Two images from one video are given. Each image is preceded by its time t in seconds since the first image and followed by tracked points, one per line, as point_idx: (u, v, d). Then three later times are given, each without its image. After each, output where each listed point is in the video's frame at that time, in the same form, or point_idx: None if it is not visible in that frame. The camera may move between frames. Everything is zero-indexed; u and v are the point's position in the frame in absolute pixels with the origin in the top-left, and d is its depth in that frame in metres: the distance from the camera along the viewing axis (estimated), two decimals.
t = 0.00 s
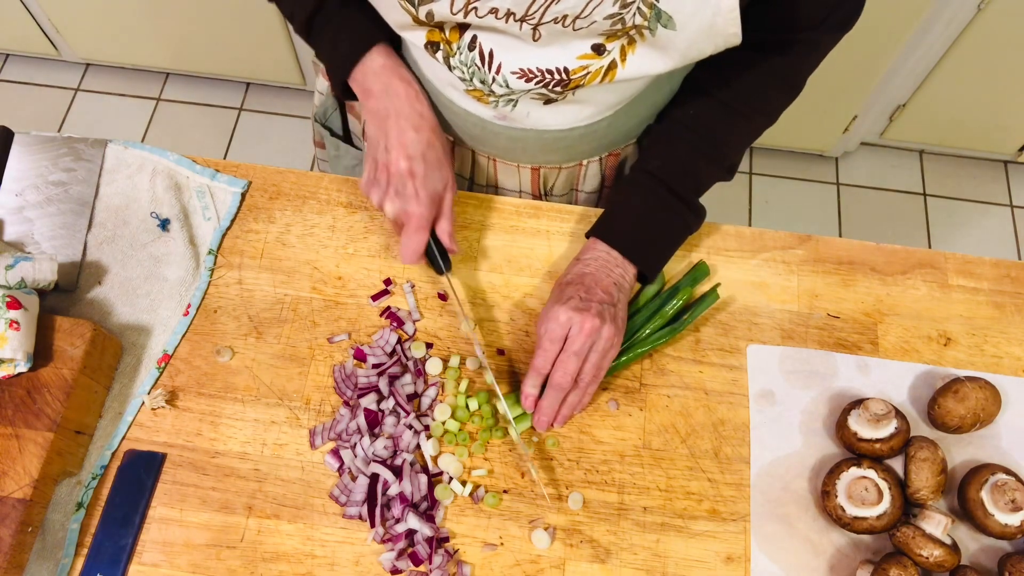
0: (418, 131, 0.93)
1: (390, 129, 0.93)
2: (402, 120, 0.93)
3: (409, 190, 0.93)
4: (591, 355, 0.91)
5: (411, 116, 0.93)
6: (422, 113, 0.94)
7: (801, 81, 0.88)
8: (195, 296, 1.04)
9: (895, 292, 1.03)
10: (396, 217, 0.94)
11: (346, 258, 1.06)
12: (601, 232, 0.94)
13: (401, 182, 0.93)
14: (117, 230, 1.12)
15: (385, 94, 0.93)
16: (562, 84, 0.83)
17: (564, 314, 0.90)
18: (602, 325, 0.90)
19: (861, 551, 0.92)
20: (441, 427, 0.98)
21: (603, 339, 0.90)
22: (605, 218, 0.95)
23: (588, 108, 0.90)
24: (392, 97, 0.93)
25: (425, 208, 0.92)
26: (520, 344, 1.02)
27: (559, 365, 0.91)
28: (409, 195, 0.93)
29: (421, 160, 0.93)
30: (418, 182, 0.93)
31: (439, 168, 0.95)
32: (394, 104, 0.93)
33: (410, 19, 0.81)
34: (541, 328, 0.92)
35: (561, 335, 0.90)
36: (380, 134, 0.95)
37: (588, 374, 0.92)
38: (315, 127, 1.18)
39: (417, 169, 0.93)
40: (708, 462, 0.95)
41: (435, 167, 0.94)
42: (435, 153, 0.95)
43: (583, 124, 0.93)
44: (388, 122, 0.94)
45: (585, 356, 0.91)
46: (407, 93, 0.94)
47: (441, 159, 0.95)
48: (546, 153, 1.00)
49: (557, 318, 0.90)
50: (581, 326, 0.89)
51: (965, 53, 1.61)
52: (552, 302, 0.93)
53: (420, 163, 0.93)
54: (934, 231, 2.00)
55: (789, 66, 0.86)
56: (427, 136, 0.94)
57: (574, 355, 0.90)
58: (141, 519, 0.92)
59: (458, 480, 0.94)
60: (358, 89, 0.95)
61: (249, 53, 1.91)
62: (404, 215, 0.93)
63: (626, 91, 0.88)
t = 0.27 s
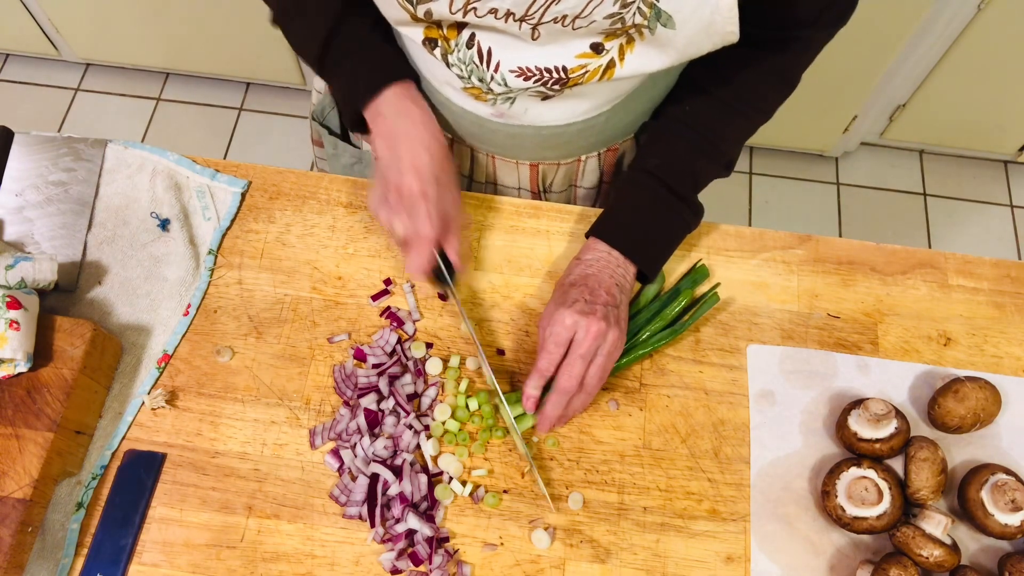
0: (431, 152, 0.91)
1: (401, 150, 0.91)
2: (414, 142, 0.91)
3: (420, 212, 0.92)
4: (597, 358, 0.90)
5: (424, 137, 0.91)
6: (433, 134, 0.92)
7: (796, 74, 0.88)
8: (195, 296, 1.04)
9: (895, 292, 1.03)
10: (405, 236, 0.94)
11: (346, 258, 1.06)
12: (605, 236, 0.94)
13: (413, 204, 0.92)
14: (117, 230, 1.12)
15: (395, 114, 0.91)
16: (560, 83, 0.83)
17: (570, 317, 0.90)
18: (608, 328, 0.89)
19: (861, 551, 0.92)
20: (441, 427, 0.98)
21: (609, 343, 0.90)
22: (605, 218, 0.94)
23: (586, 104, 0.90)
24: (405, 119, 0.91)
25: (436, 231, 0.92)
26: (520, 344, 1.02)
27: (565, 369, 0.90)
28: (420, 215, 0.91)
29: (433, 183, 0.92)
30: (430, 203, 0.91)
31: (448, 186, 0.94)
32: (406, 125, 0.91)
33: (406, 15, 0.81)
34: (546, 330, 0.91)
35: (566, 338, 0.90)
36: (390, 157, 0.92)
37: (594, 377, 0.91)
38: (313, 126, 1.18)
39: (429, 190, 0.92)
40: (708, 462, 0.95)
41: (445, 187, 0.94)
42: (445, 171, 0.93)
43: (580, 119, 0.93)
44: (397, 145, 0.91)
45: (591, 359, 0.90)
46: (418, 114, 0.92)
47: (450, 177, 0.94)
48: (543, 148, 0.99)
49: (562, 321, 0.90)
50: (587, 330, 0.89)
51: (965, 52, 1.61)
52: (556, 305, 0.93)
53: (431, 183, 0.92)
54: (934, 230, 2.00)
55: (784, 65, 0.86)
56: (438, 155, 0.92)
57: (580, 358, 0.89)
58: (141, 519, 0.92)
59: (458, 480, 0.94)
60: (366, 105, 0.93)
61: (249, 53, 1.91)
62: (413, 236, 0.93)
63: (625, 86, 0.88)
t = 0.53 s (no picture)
0: (393, 85, 0.91)
1: (365, 85, 0.91)
2: (375, 74, 0.90)
3: (386, 145, 0.90)
4: (606, 353, 0.91)
5: (384, 69, 0.91)
6: (395, 67, 0.91)
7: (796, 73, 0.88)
8: (195, 296, 1.04)
9: (895, 292, 1.03)
10: (374, 175, 0.92)
11: (346, 258, 1.06)
12: (607, 235, 0.93)
13: (377, 138, 0.90)
14: (117, 230, 1.12)
15: (358, 50, 0.91)
16: (562, 79, 0.83)
17: (579, 311, 0.90)
18: (617, 323, 0.90)
19: (861, 551, 0.92)
20: (441, 427, 0.98)
21: (618, 338, 0.90)
22: (607, 217, 0.94)
23: (591, 105, 0.90)
24: (366, 52, 0.91)
25: (403, 163, 0.90)
26: (520, 344, 1.02)
27: (575, 361, 0.90)
28: (386, 150, 0.90)
29: (398, 117, 0.90)
30: (395, 136, 0.90)
31: (416, 124, 0.92)
32: (368, 61, 0.91)
33: (406, 20, 0.81)
34: (554, 326, 0.92)
35: (576, 332, 0.90)
36: (354, 91, 0.92)
37: (602, 371, 0.91)
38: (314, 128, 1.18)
39: (393, 124, 0.90)
40: (708, 462, 0.95)
41: (411, 124, 0.91)
42: (411, 107, 0.92)
43: (586, 120, 0.93)
44: (362, 79, 0.91)
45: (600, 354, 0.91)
46: (380, 48, 0.91)
47: (417, 116, 0.92)
48: (549, 149, 0.99)
49: (571, 316, 0.90)
50: (598, 323, 0.89)
51: (965, 53, 1.61)
52: (564, 300, 0.92)
53: (395, 117, 0.90)
54: (934, 230, 2.00)
55: (787, 62, 0.86)
56: (401, 89, 0.91)
57: (590, 351, 0.90)
58: (141, 519, 0.92)
59: (458, 480, 0.94)
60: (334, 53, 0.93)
61: (249, 53, 1.91)
62: (381, 171, 0.91)
63: (628, 86, 0.88)
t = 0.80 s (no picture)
0: (435, 144, 0.95)
1: (406, 141, 0.95)
2: (417, 132, 0.95)
3: (424, 202, 0.94)
4: (607, 351, 0.91)
5: (428, 129, 0.95)
6: (437, 126, 0.96)
7: (796, 69, 0.89)
8: (195, 296, 1.04)
9: (895, 292, 1.03)
10: (409, 227, 0.96)
11: (346, 258, 1.06)
12: (606, 234, 0.94)
13: (417, 193, 0.95)
14: (117, 230, 1.12)
15: (400, 106, 0.95)
16: (558, 77, 0.83)
17: (578, 312, 0.90)
18: (617, 321, 0.90)
19: (861, 551, 0.92)
20: (441, 427, 0.98)
21: (618, 335, 0.90)
22: (606, 215, 0.94)
23: (585, 101, 0.90)
24: (408, 109, 0.94)
25: (440, 219, 0.95)
26: (520, 344, 1.02)
27: (576, 361, 0.90)
28: (424, 206, 0.94)
29: (436, 174, 0.96)
30: (434, 193, 0.95)
31: (453, 182, 0.98)
32: (410, 116, 0.94)
33: (404, 13, 0.82)
34: (554, 325, 0.92)
35: (576, 332, 0.90)
36: (395, 146, 0.96)
37: (604, 370, 0.91)
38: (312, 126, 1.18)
39: (433, 182, 0.95)
40: (708, 462, 0.95)
41: (449, 182, 0.97)
42: (449, 167, 0.97)
43: (579, 116, 0.93)
44: (403, 135, 0.95)
45: (600, 352, 0.91)
46: (422, 106, 0.95)
47: (452, 175, 0.97)
48: (544, 145, 0.99)
49: (571, 315, 0.90)
50: (597, 322, 0.89)
51: (965, 52, 1.61)
52: (564, 300, 0.93)
53: (436, 176, 0.95)
54: (934, 230, 2.00)
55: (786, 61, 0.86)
56: (440, 149, 0.96)
57: (590, 351, 0.90)
58: (141, 519, 0.92)
59: (458, 480, 0.94)
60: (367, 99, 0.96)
61: (248, 53, 1.91)
62: (417, 226, 0.95)
63: (626, 82, 0.88)
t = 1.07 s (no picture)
0: (380, 66, 0.90)
1: (352, 65, 0.90)
2: (362, 53, 0.90)
3: (373, 127, 0.88)
4: (608, 347, 0.91)
5: (372, 48, 0.90)
6: (382, 47, 0.91)
7: (795, 66, 0.88)
8: (195, 296, 1.04)
9: (895, 292, 1.03)
10: (361, 157, 0.89)
11: (346, 258, 1.06)
12: (606, 233, 0.93)
13: (365, 120, 0.89)
14: (117, 230, 1.12)
15: (345, 30, 0.91)
16: (563, 74, 0.83)
17: (579, 307, 0.90)
18: (618, 317, 0.90)
19: (861, 551, 0.92)
20: (441, 427, 0.98)
21: (619, 332, 0.90)
22: (607, 214, 0.94)
23: (594, 102, 0.90)
24: (353, 31, 0.90)
25: (391, 145, 0.88)
26: (520, 344, 1.02)
27: (578, 357, 0.91)
28: (373, 131, 0.88)
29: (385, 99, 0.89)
30: (381, 115, 0.89)
31: (402, 101, 0.91)
32: (356, 39, 0.90)
33: (406, 14, 0.81)
34: (556, 322, 0.92)
35: (577, 328, 0.90)
36: (341, 71, 0.91)
37: (605, 366, 0.91)
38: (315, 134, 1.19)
39: (381, 106, 0.89)
40: (708, 462, 0.95)
41: (398, 103, 0.90)
42: (398, 89, 0.91)
43: (587, 117, 0.93)
44: (349, 59, 0.90)
45: (602, 348, 0.91)
46: (366, 26, 0.91)
47: (403, 95, 0.91)
48: (548, 146, 1.00)
49: (572, 312, 0.90)
50: (598, 318, 0.89)
51: (965, 52, 1.61)
52: (564, 297, 0.93)
53: (383, 97, 0.89)
54: (934, 231, 2.00)
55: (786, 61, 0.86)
56: (388, 69, 0.91)
57: (592, 347, 0.90)
58: (141, 519, 0.92)
59: (459, 480, 0.94)
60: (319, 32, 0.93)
61: (249, 53, 1.91)
62: (369, 154, 0.89)
63: (630, 82, 0.88)
